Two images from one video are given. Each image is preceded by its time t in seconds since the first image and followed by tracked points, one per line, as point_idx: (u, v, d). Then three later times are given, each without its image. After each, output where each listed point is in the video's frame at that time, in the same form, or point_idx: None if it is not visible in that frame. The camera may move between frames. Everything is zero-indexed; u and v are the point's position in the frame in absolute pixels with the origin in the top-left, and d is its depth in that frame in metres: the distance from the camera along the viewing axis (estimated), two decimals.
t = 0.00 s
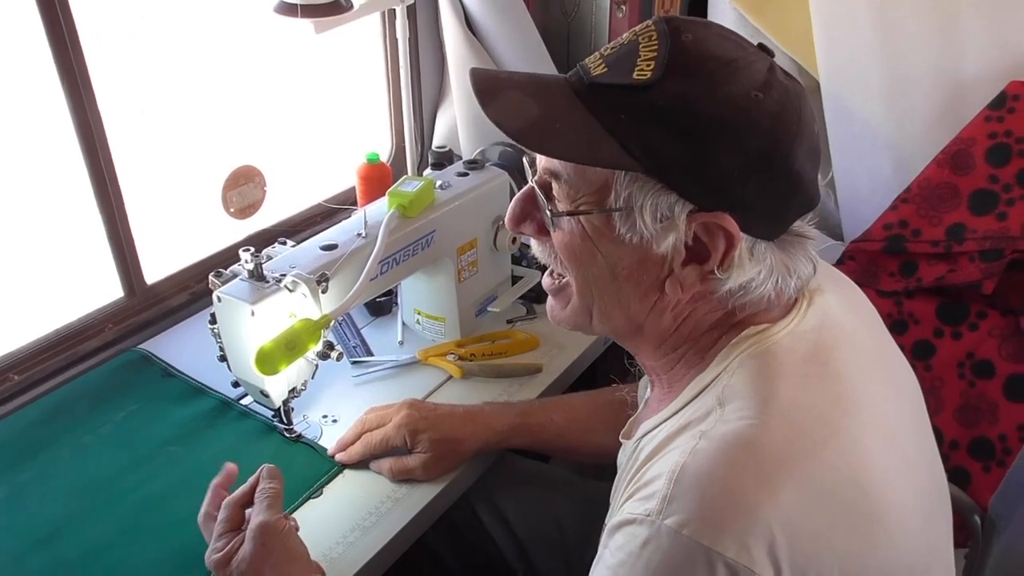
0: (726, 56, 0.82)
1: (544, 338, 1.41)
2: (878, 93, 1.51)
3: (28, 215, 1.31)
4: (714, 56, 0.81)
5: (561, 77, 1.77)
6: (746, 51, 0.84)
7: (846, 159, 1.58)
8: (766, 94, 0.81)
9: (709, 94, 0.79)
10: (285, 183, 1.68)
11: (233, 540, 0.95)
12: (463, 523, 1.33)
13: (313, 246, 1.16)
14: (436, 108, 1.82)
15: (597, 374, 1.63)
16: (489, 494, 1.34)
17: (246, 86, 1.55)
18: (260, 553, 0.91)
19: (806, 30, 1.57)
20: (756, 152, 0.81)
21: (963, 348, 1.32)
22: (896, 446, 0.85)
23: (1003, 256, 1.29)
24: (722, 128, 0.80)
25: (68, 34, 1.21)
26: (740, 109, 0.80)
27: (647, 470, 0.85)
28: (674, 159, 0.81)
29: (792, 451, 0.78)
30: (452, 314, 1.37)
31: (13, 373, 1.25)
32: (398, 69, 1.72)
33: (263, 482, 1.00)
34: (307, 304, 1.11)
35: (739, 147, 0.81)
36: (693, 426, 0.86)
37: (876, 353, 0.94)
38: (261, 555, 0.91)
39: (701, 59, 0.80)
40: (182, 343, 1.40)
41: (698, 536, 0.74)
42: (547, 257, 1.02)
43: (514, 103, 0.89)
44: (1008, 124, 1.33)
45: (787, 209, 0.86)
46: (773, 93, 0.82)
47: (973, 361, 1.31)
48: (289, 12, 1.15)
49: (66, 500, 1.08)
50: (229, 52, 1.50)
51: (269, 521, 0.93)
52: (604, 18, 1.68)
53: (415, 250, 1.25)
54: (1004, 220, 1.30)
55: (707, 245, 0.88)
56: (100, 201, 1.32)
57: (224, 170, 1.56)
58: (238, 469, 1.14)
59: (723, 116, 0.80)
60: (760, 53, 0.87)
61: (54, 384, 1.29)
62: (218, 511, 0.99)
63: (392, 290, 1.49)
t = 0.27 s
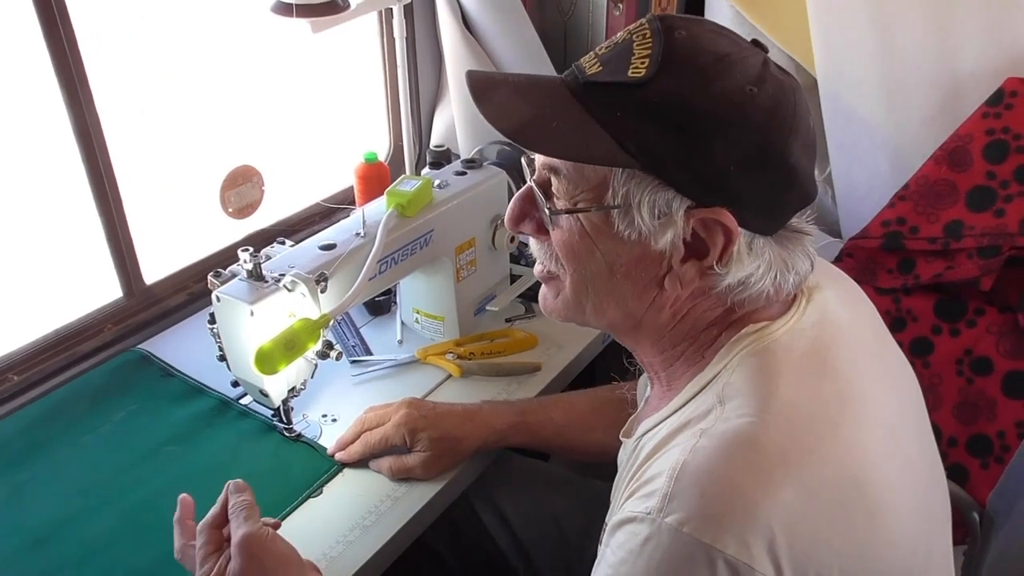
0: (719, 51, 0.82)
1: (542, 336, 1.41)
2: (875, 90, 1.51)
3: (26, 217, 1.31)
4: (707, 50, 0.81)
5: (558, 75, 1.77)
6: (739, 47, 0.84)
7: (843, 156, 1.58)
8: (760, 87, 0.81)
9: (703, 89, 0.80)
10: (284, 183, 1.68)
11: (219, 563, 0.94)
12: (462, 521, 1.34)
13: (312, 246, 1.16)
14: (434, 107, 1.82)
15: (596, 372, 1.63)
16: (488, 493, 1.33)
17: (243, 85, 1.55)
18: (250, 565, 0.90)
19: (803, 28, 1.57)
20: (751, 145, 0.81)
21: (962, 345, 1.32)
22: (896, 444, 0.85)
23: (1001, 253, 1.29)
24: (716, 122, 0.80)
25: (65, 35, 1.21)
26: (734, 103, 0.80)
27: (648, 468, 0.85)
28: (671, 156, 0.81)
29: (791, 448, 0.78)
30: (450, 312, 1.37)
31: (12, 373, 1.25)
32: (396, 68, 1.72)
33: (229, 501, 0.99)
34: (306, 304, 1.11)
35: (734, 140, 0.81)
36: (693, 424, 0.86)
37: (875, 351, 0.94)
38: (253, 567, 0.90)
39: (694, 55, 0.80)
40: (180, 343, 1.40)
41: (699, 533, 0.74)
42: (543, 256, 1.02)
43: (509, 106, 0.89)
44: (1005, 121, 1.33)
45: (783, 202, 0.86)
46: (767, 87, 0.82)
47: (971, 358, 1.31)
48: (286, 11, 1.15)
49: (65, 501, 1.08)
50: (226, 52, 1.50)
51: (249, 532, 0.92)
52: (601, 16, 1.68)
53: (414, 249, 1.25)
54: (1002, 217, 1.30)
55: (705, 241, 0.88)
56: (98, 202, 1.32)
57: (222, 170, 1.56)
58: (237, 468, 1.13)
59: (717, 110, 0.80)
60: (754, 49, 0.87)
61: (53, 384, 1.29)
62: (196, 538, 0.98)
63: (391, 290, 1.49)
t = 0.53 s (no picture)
0: (713, 49, 0.82)
1: (542, 334, 1.42)
2: (873, 87, 1.51)
3: (25, 218, 1.31)
4: (701, 48, 0.81)
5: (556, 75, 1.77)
6: (733, 44, 0.84)
7: (841, 153, 1.58)
8: (754, 84, 0.81)
9: (697, 88, 0.80)
10: (283, 183, 1.68)
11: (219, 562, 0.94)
12: (464, 520, 1.34)
13: (312, 246, 1.16)
14: (432, 107, 1.82)
15: (596, 371, 1.63)
16: (489, 491, 1.33)
17: (242, 86, 1.55)
18: (251, 564, 0.91)
19: (800, 25, 1.57)
20: (746, 141, 0.82)
21: (960, 341, 1.33)
22: (894, 441, 0.86)
23: (999, 249, 1.29)
24: (710, 120, 0.80)
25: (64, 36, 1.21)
26: (727, 102, 0.80)
27: (649, 467, 0.86)
28: (667, 155, 0.82)
29: (790, 445, 0.79)
30: (450, 311, 1.38)
31: (12, 374, 1.26)
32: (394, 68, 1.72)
33: (233, 502, 0.99)
34: (306, 304, 1.11)
35: (728, 137, 0.81)
36: (694, 422, 0.86)
37: (874, 349, 0.94)
38: (254, 567, 0.90)
39: (687, 54, 0.81)
40: (180, 343, 1.40)
41: (699, 531, 0.75)
42: (544, 258, 1.02)
43: (503, 107, 0.89)
44: (1003, 118, 1.34)
45: (779, 198, 0.87)
46: (761, 83, 0.82)
47: (970, 354, 1.32)
48: (284, 11, 1.15)
49: (66, 502, 1.08)
50: (225, 53, 1.50)
51: (251, 531, 0.93)
52: (599, 15, 1.69)
53: (413, 249, 1.25)
54: (1000, 213, 1.31)
55: (704, 240, 0.88)
56: (98, 203, 1.32)
57: (221, 170, 1.56)
58: (238, 468, 1.14)
59: (711, 108, 0.80)
60: (748, 46, 0.87)
61: (53, 385, 1.29)
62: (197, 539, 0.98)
63: (391, 289, 1.50)
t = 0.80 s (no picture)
0: (713, 49, 0.83)
1: (542, 334, 1.43)
2: (870, 86, 1.52)
3: (28, 219, 1.32)
4: (700, 49, 0.82)
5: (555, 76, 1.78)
6: (731, 44, 0.85)
7: (839, 152, 1.59)
8: (753, 83, 0.82)
9: (697, 88, 0.81)
10: (283, 184, 1.69)
11: (223, 553, 0.96)
12: (464, 520, 1.34)
13: (313, 247, 1.17)
14: (432, 108, 1.83)
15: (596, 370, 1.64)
16: (490, 490, 1.34)
17: (243, 88, 1.56)
18: (255, 556, 0.93)
19: (798, 24, 1.58)
20: (745, 141, 0.83)
21: (958, 338, 1.34)
22: (891, 436, 0.86)
23: (995, 246, 1.31)
24: (710, 119, 0.81)
25: (67, 39, 1.22)
26: (727, 101, 0.81)
27: (648, 462, 0.87)
28: (667, 155, 0.83)
29: (788, 440, 0.80)
30: (450, 311, 1.39)
31: (14, 373, 1.27)
32: (394, 69, 1.73)
33: (246, 500, 1.02)
34: (307, 304, 1.12)
35: (728, 137, 0.82)
36: (693, 418, 0.87)
37: (873, 346, 0.95)
38: (257, 558, 0.92)
39: (686, 55, 0.81)
40: (182, 343, 1.41)
41: (696, 524, 0.76)
42: (547, 261, 1.03)
43: (504, 109, 0.91)
44: (999, 116, 1.34)
45: (778, 197, 0.88)
46: (759, 82, 0.83)
47: (967, 351, 1.33)
48: (285, 14, 1.16)
49: (69, 501, 1.09)
50: (226, 55, 1.51)
51: (258, 524, 0.95)
52: (597, 16, 1.69)
53: (414, 249, 1.26)
54: (997, 210, 1.32)
55: (706, 237, 0.89)
56: (101, 204, 1.34)
57: (223, 172, 1.57)
58: (240, 467, 1.15)
59: (711, 110, 0.81)
60: (746, 45, 0.88)
61: (56, 385, 1.30)
62: (205, 532, 1.01)
63: (391, 289, 1.51)
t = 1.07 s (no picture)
0: (714, 53, 0.84)
1: (540, 336, 1.43)
2: (868, 89, 1.53)
3: (29, 220, 1.33)
4: (702, 53, 0.83)
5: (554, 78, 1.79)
6: (730, 48, 0.86)
7: (836, 155, 1.60)
8: (754, 87, 0.84)
9: (702, 92, 0.81)
10: (282, 186, 1.70)
11: (222, 551, 0.97)
12: (462, 521, 1.35)
13: (311, 248, 1.18)
14: (431, 110, 1.84)
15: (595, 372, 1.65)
16: (487, 491, 1.34)
17: (243, 90, 1.57)
18: (254, 554, 0.93)
19: (796, 27, 1.58)
20: (751, 144, 0.84)
21: (955, 340, 1.34)
22: (887, 435, 0.87)
23: (992, 249, 1.31)
24: (716, 122, 0.82)
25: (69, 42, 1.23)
26: (733, 104, 0.82)
27: (646, 460, 0.87)
28: (673, 157, 0.83)
29: (784, 438, 0.80)
30: (448, 313, 1.39)
31: (14, 373, 1.27)
32: (393, 71, 1.74)
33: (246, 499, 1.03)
34: (305, 306, 1.12)
35: (734, 141, 0.83)
36: (689, 416, 0.87)
37: (870, 345, 0.95)
38: (256, 556, 0.93)
39: (689, 59, 0.82)
40: (181, 344, 1.42)
41: (692, 521, 0.76)
42: (547, 263, 1.03)
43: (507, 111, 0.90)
44: (996, 118, 1.34)
45: (774, 197, 0.88)
46: (761, 85, 0.84)
47: (964, 353, 1.33)
48: (285, 16, 1.16)
49: (68, 501, 1.10)
50: (226, 57, 1.52)
51: (257, 523, 0.95)
52: (596, 19, 1.70)
53: (412, 251, 1.26)
54: (994, 213, 1.32)
55: (710, 239, 0.89)
56: (101, 206, 1.34)
57: (222, 173, 1.57)
58: (239, 468, 1.15)
59: (717, 112, 0.82)
60: (742, 49, 0.89)
61: (55, 385, 1.30)
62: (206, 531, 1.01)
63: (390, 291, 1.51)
